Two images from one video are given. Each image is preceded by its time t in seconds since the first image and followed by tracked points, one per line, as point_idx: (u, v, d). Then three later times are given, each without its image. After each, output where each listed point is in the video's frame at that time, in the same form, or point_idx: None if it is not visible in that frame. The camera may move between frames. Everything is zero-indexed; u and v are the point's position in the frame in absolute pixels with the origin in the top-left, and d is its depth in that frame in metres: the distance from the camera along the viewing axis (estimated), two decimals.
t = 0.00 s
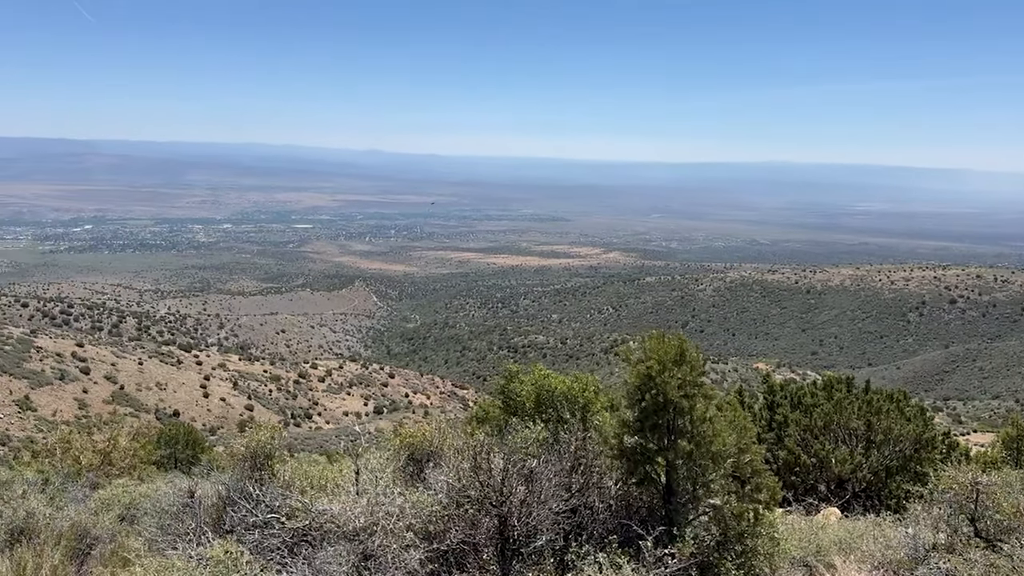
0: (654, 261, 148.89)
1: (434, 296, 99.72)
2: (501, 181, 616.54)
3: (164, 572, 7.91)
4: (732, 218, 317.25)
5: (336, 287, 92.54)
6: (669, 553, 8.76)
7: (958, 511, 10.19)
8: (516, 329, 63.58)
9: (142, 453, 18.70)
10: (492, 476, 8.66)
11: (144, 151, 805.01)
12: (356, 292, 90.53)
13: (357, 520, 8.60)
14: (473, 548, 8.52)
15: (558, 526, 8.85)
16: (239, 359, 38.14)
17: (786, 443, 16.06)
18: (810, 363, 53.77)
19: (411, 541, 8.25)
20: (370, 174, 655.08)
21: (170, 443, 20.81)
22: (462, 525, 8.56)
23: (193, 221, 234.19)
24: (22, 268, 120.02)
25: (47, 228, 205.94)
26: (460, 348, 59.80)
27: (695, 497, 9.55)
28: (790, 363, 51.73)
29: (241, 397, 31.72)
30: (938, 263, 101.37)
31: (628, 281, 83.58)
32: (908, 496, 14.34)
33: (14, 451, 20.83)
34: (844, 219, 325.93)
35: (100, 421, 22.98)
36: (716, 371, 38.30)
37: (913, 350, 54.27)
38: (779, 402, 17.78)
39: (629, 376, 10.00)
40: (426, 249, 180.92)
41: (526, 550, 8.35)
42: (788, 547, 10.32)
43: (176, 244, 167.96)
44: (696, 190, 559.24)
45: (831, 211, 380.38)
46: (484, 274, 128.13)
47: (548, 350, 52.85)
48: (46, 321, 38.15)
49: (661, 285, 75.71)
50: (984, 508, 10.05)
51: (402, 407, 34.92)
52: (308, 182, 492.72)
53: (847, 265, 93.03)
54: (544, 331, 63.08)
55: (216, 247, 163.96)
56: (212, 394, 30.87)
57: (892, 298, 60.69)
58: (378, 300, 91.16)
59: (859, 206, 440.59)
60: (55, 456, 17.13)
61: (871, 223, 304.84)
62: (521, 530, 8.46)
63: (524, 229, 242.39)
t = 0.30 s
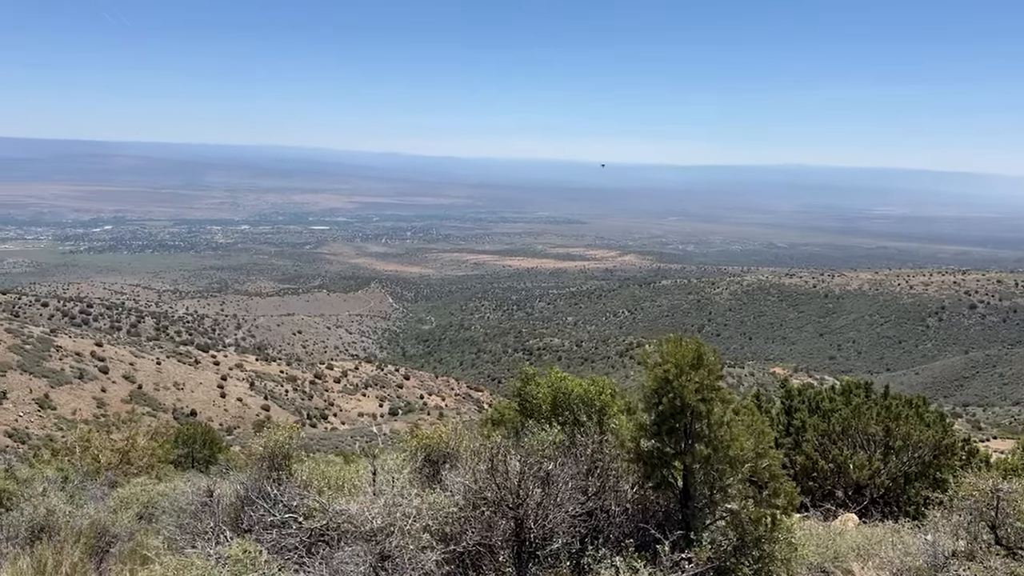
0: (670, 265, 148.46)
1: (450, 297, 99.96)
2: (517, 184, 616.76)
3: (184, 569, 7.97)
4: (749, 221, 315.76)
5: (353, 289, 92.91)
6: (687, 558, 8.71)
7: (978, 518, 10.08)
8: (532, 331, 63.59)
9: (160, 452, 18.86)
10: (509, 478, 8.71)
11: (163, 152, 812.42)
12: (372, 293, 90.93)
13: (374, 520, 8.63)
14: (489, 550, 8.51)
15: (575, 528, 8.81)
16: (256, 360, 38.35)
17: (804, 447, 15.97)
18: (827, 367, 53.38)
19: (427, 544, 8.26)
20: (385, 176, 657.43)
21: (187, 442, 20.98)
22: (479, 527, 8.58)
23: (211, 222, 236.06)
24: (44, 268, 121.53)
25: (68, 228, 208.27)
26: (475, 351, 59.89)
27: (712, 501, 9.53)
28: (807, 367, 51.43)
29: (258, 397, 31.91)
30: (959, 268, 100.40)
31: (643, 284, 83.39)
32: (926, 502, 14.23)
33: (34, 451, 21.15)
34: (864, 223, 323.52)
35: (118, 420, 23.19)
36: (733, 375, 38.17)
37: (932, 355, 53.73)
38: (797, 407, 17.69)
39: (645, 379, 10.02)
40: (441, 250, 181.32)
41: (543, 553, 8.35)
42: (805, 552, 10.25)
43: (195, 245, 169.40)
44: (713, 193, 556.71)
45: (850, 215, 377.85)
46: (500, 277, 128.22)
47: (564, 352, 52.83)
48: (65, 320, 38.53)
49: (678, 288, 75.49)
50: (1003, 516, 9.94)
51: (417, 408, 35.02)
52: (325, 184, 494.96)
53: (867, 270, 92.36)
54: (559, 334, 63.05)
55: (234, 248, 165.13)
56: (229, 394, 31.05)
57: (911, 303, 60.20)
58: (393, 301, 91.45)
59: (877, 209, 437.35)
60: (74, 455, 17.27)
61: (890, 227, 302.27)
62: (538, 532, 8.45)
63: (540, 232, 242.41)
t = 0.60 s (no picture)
0: (687, 268, 147.98)
1: (466, 300, 100.14)
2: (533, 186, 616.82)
3: (205, 567, 8.04)
4: (767, 224, 314.19)
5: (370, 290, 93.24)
6: (706, 561, 8.68)
7: (1000, 525, 9.98)
8: (548, 334, 63.53)
9: (179, 451, 18.99)
10: (528, 481, 8.73)
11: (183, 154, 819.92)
12: (390, 295, 91.31)
13: (392, 518, 8.69)
14: (506, 551, 8.50)
15: (592, 532, 8.77)
16: (274, 360, 38.53)
17: (822, 453, 15.93)
18: (845, 372, 52.93)
19: (446, 544, 8.26)
20: (402, 178, 659.49)
21: (206, 442, 21.15)
22: (497, 529, 8.54)
23: (230, 223, 237.85)
24: (66, 268, 122.89)
25: (88, 228, 210.37)
26: (491, 353, 59.87)
27: (731, 507, 9.51)
28: (825, 372, 51.00)
29: (275, 398, 32.08)
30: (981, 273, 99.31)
31: (660, 287, 83.16)
32: (946, 509, 14.11)
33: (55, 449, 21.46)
34: (883, 227, 320.76)
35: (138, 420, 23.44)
36: (751, 379, 37.92)
37: (953, 361, 53.07)
38: (816, 412, 17.63)
39: (665, 382, 10.04)
40: (458, 253, 181.63)
41: (561, 555, 8.34)
42: (823, 558, 10.16)
43: (214, 246, 170.69)
44: (730, 196, 554.31)
45: (869, 219, 374.65)
46: (516, 279, 128.29)
47: (580, 355, 52.80)
48: (86, 320, 38.92)
49: (695, 291, 75.21)
50: None
51: (433, 409, 35.09)
52: (342, 185, 497.19)
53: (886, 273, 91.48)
54: (575, 336, 62.97)
55: (252, 249, 166.34)
56: (247, 395, 31.24)
57: (932, 307, 59.57)
58: (410, 303, 91.75)
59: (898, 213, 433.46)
60: (94, 453, 17.44)
61: (911, 232, 299.39)
62: (555, 535, 8.44)
63: (556, 234, 242.28)
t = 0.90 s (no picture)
0: (705, 271, 147.27)
1: (484, 301, 100.30)
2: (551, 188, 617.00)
3: (227, 567, 8.10)
4: (786, 227, 312.27)
5: (388, 291, 93.67)
6: (724, 567, 8.62)
7: None
8: (565, 336, 63.49)
9: (200, 450, 19.17)
10: (546, 483, 8.73)
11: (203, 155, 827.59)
12: (408, 296, 91.71)
13: (411, 519, 8.71)
14: (525, 554, 8.50)
15: (611, 535, 8.71)
16: (293, 361, 38.74)
17: (842, 458, 15.78)
18: (864, 377, 52.43)
19: (465, 546, 8.26)
20: (420, 179, 661.52)
21: (225, 441, 21.31)
22: (515, 531, 8.57)
23: (250, 224, 239.83)
24: (88, 268, 124.28)
25: (110, 228, 212.69)
26: (508, 354, 59.93)
27: (752, 511, 9.45)
28: (844, 376, 50.57)
29: (293, 397, 32.27)
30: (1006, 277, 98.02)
31: (678, 290, 82.92)
32: (969, 516, 13.92)
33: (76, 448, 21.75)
34: (905, 230, 318.08)
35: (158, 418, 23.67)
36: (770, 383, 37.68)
37: (975, 366, 52.39)
38: (836, 416, 17.51)
39: (684, 386, 9.99)
40: (475, 254, 181.95)
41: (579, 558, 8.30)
42: (844, 563, 10.05)
43: (234, 246, 172.03)
44: (748, 199, 551.36)
45: (890, 222, 371.20)
46: (533, 281, 128.34)
47: (597, 357, 52.75)
48: (107, 319, 39.36)
49: (713, 294, 74.88)
50: None
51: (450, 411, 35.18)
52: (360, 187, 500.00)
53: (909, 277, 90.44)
54: (592, 338, 62.89)
55: (272, 249, 167.58)
56: (265, 394, 31.41)
57: (954, 312, 58.90)
58: (428, 304, 92.08)
59: (920, 217, 429.15)
60: (116, 451, 17.63)
61: (933, 235, 296.15)
62: (574, 537, 8.42)
63: (573, 236, 241.99)
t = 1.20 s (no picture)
0: (725, 273, 146.55)
1: (502, 302, 100.39)
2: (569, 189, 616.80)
3: (249, 566, 8.15)
4: (807, 229, 310.25)
5: (407, 292, 94.01)
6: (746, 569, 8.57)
7: None
8: (583, 337, 63.41)
9: (220, 448, 19.32)
10: (565, 485, 8.73)
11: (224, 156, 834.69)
12: (426, 296, 92.02)
13: (430, 519, 8.71)
14: (544, 554, 8.50)
15: (632, 537, 8.68)
16: (312, 360, 39.00)
17: (864, 462, 15.65)
18: (886, 381, 51.86)
19: (484, 547, 8.26)
20: (438, 180, 663.22)
21: (246, 439, 21.46)
22: (535, 532, 8.57)
23: (270, 224, 241.70)
24: (111, 267, 125.55)
25: (133, 228, 214.77)
26: (526, 355, 59.99)
27: (774, 515, 9.41)
28: (865, 380, 50.10)
29: (313, 397, 32.45)
30: None
31: (697, 292, 82.58)
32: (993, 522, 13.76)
33: (99, 445, 22.07)
34: (928, 233, 315.16)
35: (180, 416, 23.93)
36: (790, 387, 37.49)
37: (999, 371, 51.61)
38: (858, 420, 17.40)
39: (705, 389, 9.98)
40: (493, 255, 182.17)
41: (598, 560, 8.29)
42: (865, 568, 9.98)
43: (255, 246, 173.21)
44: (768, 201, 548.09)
45: (913, 224, 367.60)
46: (552, 282, 128.37)
47: (615, 359, 52.69)
48: (130, 317, 39.80)
49: (733, 297, 74.53)
50: None
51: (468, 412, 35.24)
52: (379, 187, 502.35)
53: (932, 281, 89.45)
54: (610, 340, 62.76)
55: (291, 249, 168.68)
56: (285, 393, 31.59)
57: (977, 316, 58.17)
58: (446, 304, 92.33)
59: (945, 219, 424.12)
60: (138, 448, 17.82)
61: (957, 238, 292.93)
62: (594, 540, 8.41)
63: (592, 237, 241.81)
